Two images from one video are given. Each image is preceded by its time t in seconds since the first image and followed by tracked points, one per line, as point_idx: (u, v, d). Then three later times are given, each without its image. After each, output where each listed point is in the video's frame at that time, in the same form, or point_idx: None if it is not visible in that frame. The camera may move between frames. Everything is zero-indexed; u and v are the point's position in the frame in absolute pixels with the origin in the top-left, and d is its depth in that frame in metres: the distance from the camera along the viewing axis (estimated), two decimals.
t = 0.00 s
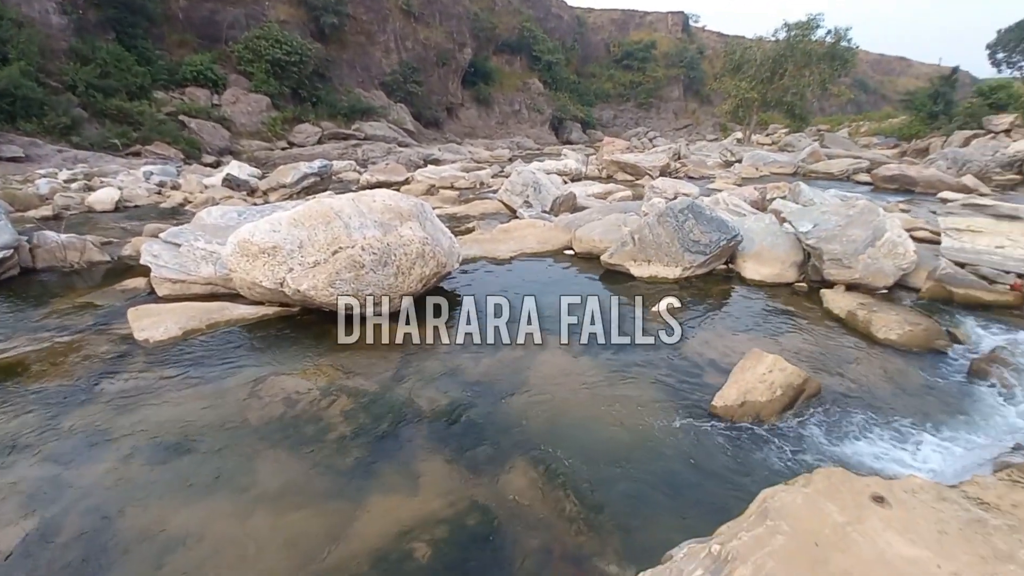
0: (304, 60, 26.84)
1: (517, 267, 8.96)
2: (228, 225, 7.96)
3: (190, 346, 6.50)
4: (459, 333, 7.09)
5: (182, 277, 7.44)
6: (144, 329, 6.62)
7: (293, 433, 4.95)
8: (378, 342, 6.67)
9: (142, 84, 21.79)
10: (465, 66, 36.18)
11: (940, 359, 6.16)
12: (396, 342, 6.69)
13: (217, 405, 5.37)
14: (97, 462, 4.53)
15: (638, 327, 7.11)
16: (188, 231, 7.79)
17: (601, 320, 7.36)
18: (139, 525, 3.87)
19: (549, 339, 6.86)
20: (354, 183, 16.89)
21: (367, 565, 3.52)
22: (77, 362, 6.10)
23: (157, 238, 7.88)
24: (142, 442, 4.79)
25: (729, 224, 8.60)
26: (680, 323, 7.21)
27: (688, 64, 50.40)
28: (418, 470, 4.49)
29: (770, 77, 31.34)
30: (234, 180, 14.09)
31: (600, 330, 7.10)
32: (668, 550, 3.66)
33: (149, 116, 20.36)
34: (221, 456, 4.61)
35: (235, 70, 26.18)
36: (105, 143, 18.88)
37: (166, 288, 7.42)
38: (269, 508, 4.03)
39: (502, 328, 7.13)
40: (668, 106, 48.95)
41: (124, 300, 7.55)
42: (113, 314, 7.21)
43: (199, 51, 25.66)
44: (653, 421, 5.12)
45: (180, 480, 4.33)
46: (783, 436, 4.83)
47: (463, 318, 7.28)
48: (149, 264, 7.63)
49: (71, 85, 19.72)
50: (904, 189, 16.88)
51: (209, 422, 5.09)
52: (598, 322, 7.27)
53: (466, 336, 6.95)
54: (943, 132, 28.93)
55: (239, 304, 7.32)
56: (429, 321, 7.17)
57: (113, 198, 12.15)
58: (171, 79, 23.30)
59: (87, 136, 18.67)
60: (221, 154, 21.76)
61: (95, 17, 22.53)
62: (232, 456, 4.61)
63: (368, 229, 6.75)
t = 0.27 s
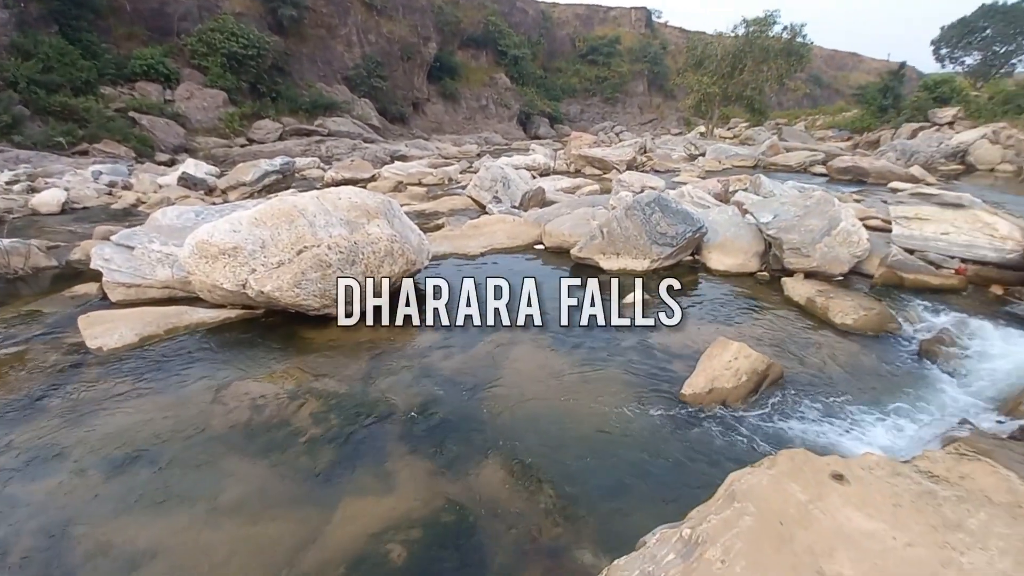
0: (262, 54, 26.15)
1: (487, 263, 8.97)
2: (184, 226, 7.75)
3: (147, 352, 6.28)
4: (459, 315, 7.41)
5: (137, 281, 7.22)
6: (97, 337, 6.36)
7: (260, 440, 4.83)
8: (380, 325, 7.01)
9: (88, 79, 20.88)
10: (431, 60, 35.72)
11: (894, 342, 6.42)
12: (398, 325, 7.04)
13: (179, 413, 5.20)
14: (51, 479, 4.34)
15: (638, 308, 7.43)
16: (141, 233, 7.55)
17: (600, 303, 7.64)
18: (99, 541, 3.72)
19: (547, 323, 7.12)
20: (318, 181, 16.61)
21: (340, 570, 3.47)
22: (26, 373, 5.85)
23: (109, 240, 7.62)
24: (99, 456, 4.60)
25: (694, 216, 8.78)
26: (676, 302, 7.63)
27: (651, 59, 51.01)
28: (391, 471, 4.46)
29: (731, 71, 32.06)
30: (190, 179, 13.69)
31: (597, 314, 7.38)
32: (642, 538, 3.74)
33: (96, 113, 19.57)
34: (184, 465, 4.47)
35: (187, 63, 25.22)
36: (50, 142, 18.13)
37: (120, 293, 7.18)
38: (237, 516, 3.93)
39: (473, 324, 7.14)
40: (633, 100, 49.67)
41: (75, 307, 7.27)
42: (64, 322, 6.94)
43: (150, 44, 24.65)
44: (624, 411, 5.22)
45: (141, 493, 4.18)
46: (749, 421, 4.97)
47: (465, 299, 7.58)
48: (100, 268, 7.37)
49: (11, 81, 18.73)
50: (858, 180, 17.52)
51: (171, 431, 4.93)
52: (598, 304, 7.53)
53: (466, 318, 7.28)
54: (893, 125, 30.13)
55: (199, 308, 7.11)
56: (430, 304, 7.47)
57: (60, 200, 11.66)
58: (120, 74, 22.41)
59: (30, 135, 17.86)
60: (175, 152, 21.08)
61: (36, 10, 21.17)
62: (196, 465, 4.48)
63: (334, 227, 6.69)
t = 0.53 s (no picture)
0: (219, 50, 25.34)
1: (458, 261, 8.95)
2: (140, 229, 7.53)
3: (104, 362, 6.02)
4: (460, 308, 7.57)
5: (89, 288, 6.98)
6: (48, 349, 6.06)
7: (227, 449, 4.64)
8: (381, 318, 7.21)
9: (31, 77, 19.83)
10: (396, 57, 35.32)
11: (852, 328, 6.69)
12: (399, 317, 7.27)
13: (139, 424, 4.98)
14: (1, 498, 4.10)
15: (638, 301, 7.54)
16: (92, 238, 7.30)
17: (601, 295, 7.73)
18: (56, 560, 3.55)
19: (547, 316, 7.25)
20: (283, 181, 16.28)
21: None
22: None
23: (58, 247, 7.34)
24: (54, 472, 4.37)
25: (661, 211, 8.92)
26: (676, 294, 7.74)
27: (617, 56, 51.55)
28: (365, 474, 4.39)
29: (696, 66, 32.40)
30: (145, 181, 13.32)
31: (598, 306, 7.49)
32: (617, 528, 3.81)
33: (42, 112, 18.59)
34: (147, 479, 4.29)
35: (139, 60, 24.23)
36: None
37: (73, 300, 6.93)
38: (205, 528, 3.81)
39: (446, 323, 7.13)
40: (601, 97, 50.07)
41: (23, 318, 6.96)
42: (11, 334, 6.61)
43: (98, 40, 23.55)
44: (596, 405, 5.28)
45: (101, 509, 3.99)
46: (718, 410, 5.09)
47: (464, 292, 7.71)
48: (49, 275, 7.09)
49: None
50: (817, 173, 18.07)
51: (131, 443, 4.72)
52: (598, 296, 7.63)
53: (466, 312, 7.45)
54: (848, 120, 31.24)
55: (158, 315, 6.85)
56: (430, 296, 7.65)
57: (6, 204, 11.13)
58: (66, 71, 21.35)
59: None
60: (128, 153, 20.22)
61: None
62: (160, 477, 4.31)
63: (299, 228, 6.59)
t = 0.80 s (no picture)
0: (179, 48, 24.34)
1: (433, 260, 8.91)
2: (99, 236, 7.34)
3: (64, 374, 5.75)
4: (459, 305, 7.59)
5: (46, 298, 6.74)
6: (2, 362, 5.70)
7: (198, 459, 4.49)
8: (381, 315, 7.30)
9: None
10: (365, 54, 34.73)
11: (818, 316, 6.88)
12: (399, 314, 7.34)
13: (101, 437, 4.77)
14: None
15: (638, 299, 7.51)
16: (48, 246, 7.07)
17: (601, 293, 7.70)
18: None
19: (547, 313, 7.23)
20: (250, 182, 15.93)
21: None
22: None
23: (12, 255, 7.08)
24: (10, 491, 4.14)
25: (634, 206, 9.02)
26: (676, 293, 7.68)
27: (587, 54, 51.87)
28: (343, 480, 4.32)
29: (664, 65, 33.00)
30: (103, 185, 12.94)
31: (598, 304, 7.47)
32: (596, 520, 3.87)
33: None
34: (113, 493, 4.12)
35: (93, 58, 22.91)
36: None
37: (29, 311, 6.67)
38: (178, 540, 3.69)
39: (422, 323, 7.10)
40: (573, 94, 50.30)
41: None
42: None
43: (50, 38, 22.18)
44: (573, 401, 5.32)
45: (65, 526, 3.82)
46: (693, 402, 5.18)
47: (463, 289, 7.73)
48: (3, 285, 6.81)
49: None
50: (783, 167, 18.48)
51: (94, 456, 4.52)
52: (598, 293, 7.61)
53: (466, 309, 7.48)
54: (811, 115, 32.00)
55: (120, 324, 6.58)
56: (430, 293, 7.69)
57: None
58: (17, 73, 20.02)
59: None
60: (85, 156, 19.23)
61: None
62: (127, 490, 4.14)
63: (267, 231, 6.46)
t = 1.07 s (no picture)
0: (138, 48, 23.34)
1: (408, 261, 8.85)
2: (56, 245, 7.14)
3: (20, 390, 5.49)
4: (459, 305, 7.58)
5: None
6: None
7: (168, 472, 4.36)
8: (381, 315, 7.31)
9: None
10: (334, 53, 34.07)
11: (787, 308, 7.05)
12: (398, 314, 7.33)
13: (62, 455, 4.57)
14: None
15: (638, 298, 7.45)
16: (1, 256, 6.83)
17: (601, 293, 7.66)
18: None
19: (547, 313, 7.18)
20: (217, 184, 15.60)
21: None
22: None
23: None
24: None
25: (608, 203, 9.10)
26: (676, 293, 7.61)
27: (558, 52, 52.17)
28: (319, 488, 4.24)
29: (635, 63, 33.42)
30: (59, 192, 12.59)
31: (598, 304, 7.40)
32: (577, 516, 3.91)
33: None
34: (76, 512, 3.95)
35: (47, 59, 22.00)
36: None
37: None
38: (145, 559, 3.56)
39: (399, 324, 7.05)
40: (545, 93, 50.46)
41: None
42: None
43: None
44: (551, 397, 5.35)
45: (22, 550, 3.64)
46: (669, 395, 5.26)
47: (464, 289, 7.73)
48: None
49: None
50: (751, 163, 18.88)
51: (55, 475, 4.34)
52: (599, 293, 7.56)
53: (466, 309, 7.46)
54: (777, 112, 32.75)
55: (81, 336, 6.33)
56: (430, 293, 7.69)
57: None
58: None
59: None
60: (39, 161, 18.40)
61: None
62: (90, 510, 3.97)
63: (234, 234, 6.36)
